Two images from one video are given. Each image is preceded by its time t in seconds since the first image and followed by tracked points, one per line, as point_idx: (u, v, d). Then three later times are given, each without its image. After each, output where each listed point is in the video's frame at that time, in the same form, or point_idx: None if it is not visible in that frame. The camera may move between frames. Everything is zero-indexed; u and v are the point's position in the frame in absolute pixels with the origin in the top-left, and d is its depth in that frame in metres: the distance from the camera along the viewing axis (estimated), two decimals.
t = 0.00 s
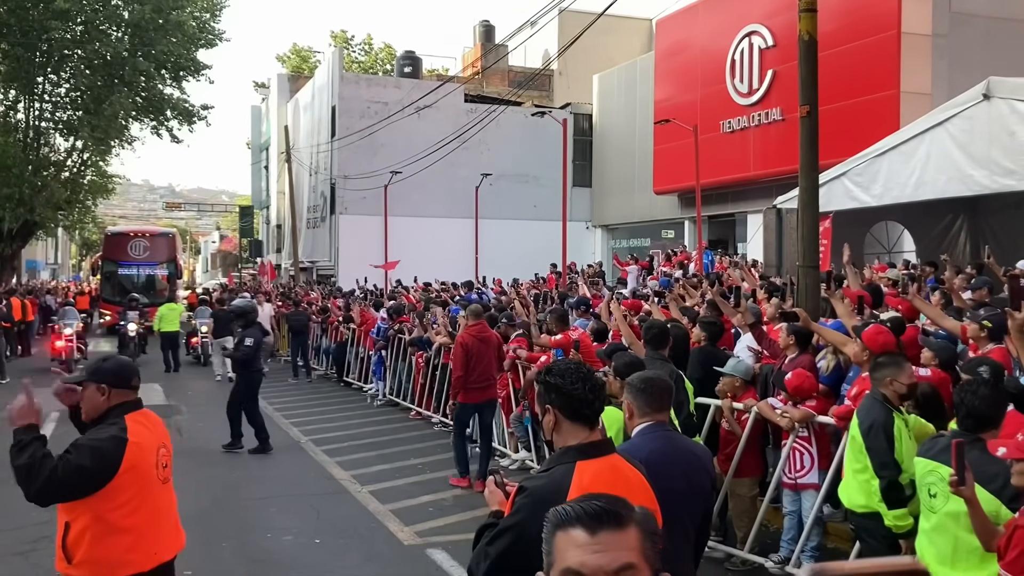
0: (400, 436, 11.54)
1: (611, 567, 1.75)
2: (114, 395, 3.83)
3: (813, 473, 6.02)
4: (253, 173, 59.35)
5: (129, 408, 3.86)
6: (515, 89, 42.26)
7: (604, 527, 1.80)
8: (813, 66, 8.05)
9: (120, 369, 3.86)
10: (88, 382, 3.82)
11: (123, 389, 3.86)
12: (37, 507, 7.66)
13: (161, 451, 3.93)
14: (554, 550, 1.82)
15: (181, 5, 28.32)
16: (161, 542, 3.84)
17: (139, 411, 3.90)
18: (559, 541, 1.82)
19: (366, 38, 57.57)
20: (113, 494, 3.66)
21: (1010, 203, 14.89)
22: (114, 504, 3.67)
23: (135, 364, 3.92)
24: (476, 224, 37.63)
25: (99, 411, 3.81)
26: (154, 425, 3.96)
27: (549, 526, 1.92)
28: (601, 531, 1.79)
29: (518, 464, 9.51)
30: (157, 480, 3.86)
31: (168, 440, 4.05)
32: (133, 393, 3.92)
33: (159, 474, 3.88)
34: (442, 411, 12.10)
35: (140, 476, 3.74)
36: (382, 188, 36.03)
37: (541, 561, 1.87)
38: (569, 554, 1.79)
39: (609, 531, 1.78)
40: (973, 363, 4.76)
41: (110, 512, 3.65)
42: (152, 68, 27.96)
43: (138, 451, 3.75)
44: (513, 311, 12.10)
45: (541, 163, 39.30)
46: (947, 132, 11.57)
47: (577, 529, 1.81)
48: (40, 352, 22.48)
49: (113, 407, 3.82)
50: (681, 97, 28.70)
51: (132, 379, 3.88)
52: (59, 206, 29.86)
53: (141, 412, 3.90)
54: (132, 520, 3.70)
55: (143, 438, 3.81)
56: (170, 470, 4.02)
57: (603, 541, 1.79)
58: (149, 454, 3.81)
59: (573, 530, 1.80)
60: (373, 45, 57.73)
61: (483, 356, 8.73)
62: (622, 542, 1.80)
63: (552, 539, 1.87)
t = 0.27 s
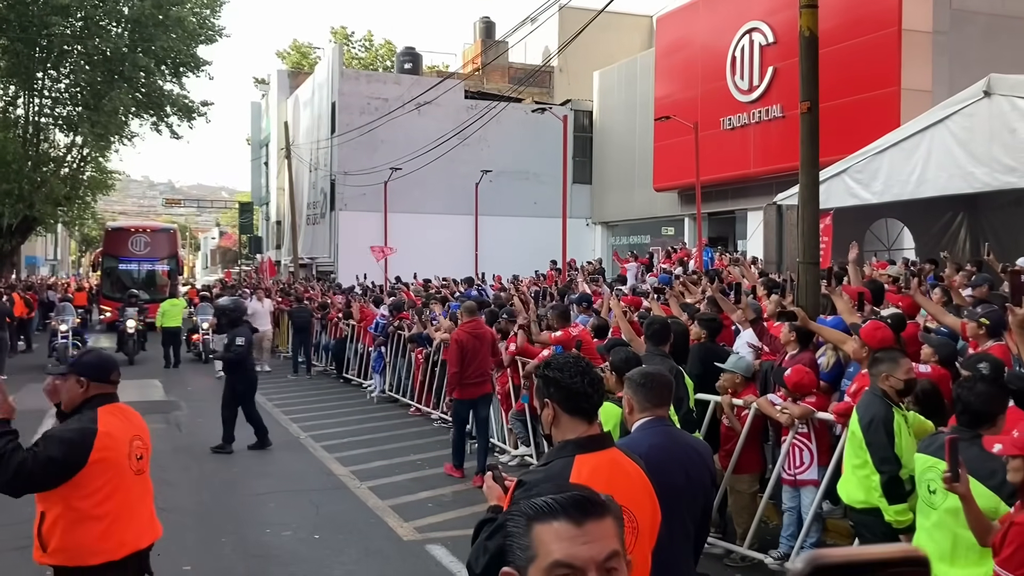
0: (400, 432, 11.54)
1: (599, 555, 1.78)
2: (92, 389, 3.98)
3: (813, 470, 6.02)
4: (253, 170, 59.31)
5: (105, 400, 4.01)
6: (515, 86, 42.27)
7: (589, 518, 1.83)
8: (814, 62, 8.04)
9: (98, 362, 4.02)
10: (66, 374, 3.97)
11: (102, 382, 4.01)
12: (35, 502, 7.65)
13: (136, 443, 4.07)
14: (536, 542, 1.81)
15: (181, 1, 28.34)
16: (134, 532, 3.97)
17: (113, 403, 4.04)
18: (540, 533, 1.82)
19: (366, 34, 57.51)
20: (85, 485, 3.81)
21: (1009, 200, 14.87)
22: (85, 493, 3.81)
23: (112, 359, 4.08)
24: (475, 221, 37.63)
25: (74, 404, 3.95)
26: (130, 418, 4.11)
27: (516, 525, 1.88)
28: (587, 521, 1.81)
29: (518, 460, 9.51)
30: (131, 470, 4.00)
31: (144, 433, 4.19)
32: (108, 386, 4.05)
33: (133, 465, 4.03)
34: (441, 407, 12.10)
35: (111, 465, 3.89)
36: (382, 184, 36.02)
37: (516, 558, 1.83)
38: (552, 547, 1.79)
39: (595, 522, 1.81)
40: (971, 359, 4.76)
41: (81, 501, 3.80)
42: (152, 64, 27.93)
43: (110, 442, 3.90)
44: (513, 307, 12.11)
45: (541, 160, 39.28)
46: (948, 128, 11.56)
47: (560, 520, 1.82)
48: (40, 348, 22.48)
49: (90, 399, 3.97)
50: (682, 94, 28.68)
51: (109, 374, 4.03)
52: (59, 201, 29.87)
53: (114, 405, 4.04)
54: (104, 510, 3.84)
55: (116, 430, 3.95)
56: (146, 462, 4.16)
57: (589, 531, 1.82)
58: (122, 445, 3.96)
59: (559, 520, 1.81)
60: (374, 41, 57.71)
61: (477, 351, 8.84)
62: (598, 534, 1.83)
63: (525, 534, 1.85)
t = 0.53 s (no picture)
0: (398, 427, 11.54)
1: (590, 544, 1.81)
2: (74, 374, 4.03)
3: (811, 466, 6.02)
4: (252, 165, 59.26)
5: (87, 386, 4.05)
6: (514, 82, 42.27)
7: (578, 507, 1.85)
8: (814, 58, 8.03)
9: (81, 350, 4.07)
10: (52, 358, 4.04)
11: (85, 369, 4.05)
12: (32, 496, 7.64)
13: (116, 431, 4.11)
14: (520, 530, 1.79)
15: None
16: (109, 519, 3.99)
17: (95, 391, 4.08)
18: (528, 526, 1.80)
19: (365, 29, 57.43)
20: (58, 468, 3.84)
21: (1008, 197, 14.88)
22: (60, 477, 3.85)
23: (95, 347, 4.12)
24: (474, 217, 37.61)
25: (58, 389, 4.01)
26: (112, 406, 4.14)
27: (497, 521, 1.83)
28: (577, 510, 1.83)
29: (515, 456, 9.50)
30: (108, 457, 4.03)
31: (125, 422, 4.22)
32: (91, 373, 4.07)
33: (111, 452, 4.06)
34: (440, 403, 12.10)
35: (88, 450, 3.92)
36: (381, 180, 35.99)
37: (499, 552, 1.79)
38: (541, 538, 1.79)
39: (586, 513, 1.84)
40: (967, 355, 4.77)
41: (55, 484, 3.84)
42: (151, 59, 27.88)
43: (86, 427, 3.93)
44: (511, 302, 12.10)
45: (540, 156, 39.25)
46: (947, 126, 11.55)
47: (550, 511, 1.82)
48: (38, 342, 22.48)
49: (71, 385, 4.02)
50: (681, 91, 28.66)
51: (92, 361, 4.07)
52: (57, 196, 29.84)
53: (96, 392, 4.08)
54: (77, 495, 3.87)
55: (94, 416, 3.98)
56: (126, 451, 4.19)
57: (580, 520, 1.84)
58: (99, 431, 3.98)
59: (550, 512, 1.81)
60: (373, 37, 57.65)
61: (466, 344, 8.99)
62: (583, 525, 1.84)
63: (509, 527, 1.82)
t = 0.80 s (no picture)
0: (395, 423, 11.55)
1: (581, 534, 1.86)
2: (59, 365, 4.19)
3: (807, 462, 6.03)
4: (249, 160, 59.18)
5: (71, 378, 4.20)
6: (513, 78, 42.23)
7: (568, 497, 1.90)
8: (812, 54, 8.02)
9: (66, 342, 4.23)
10: (38, 351, 4.23)
11: (69, 361, 4.21)
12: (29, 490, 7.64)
13: (96, 422, 4.19)
14: (511, 521, 1.83)
15: None
16: (84, 509, 4.06)
17: (76, 382, 4.20)
18: (520, 516, 1.83)
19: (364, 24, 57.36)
20: (35, 458, 3.94)
21: (1006, 195, 14.90)
22: (36, 465, 3.94)
23: (80, 340, 4.28)
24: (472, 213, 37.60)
25: (42, 378, 4.19)
26: (94, 399, 4.24)
27: (488, 511, 1.86)
28: (570, 500, 1.89)
29: (512, 451, 9.52)
30: (87, 447, 4.11)
31: (108, 415, 4.31)
32: (75, 365, 4.23)
33: (90, 442, 4.14)
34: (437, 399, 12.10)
35: (65, 439, 4.02)
36: (378, 175, 35.97)
37: (489, 545, 1.82)
38: (534, 529, 1.82)
39: (579, 502, 1.89)
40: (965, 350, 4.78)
41: (32, 472, 3.93)
42: (148, 53, 27.80)
43: (64, 418, 4.03)
44: (508, 298, 12.11)
45: (538, 152, 39.23)
46: (944, 122, 11.56)
47: (542, 501, 1.86)
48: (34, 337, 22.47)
49: (55, 375, 4.17)
50: (679, 87, 28.64)
51: (77, 354, 4.24)
52: (54, 191, 29.80)
53: (78, 383, 4.20)
54: (53, 483, 3.96)
55: (73, 406, 4.09)
56: (107, 443, 4.27)
57: (572, 510, 1.89)
58: (78, 422, 4.08)
59: (543, 502, 1.85)
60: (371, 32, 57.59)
61: (457, 339, 9.25)
62: (573, 513, 1.89)
63: (500, 519, 1.85)
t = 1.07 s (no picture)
0: (391, 418, 11.55)
1: (592, 522, 1.88)
2: (25, 364, 4.28)
3: (802, 458, 6.05)
4: (245, 155, 59.06)
5: (37, 376, 4.28)
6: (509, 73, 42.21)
7: (577, 486, 1.91)
8: (809, 50, 8.02)
9: (31, 340, 4.31)
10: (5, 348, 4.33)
11: (35, 359, 4.31)
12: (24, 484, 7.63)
13: (62, 419, 4.24)
14: (523, 514, 1.83)
15: None
16: (50, 505, 4.11)
17: (41, 380, 4.27)
18: (531, 508, 1.84)
19: (360, 20, 57.29)
20: None
21: (1002, 192, 14.93)
22: None
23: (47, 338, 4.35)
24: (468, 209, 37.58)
25: (8, 376, 4.28)
26: (61, 396, 4.29)
27: (500, 504, 1.86)
28: (579, 489, 1.90)
29: (507, 447, 9.51)
30: (52, 444, 4.16)
31: (79, 412, 4.35)
32: (41, 362, 4.32)
33: (55, 439, 4.19)
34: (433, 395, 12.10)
35: (28, 437, 4.08)
36: (375, 170, 35.93)
37: (502, 538, 1.82)
38: (546, 520, 1.83)
39: (588, 490, 1.89)
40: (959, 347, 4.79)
41: None
42: (144, 47, 27.71)
43: (24, 417, 4.09)
44: (504, 294, 12.12)
45: (535, 148, 39.22)
46: (941, 120, 11.58)
47: (552, 492, 1.87)
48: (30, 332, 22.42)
49: (21, 373, 4.27)
50: (676, 83, 28.63)
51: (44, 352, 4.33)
52: (49, 185, 29.71)
53: (42, 381, 4.27)
54: (16, 479, 4.03)
55: (34, 406, 4.14)
56: (77, 439, 4.31)
57: (582, 499, 1.90)
58: (40, 420, 4.14)
59: (554, 493, 1.86)
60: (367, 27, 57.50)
61: (446, 333, 9.23)
62: (583, 503, 1.90)
63: (511, 511, 1.85)
